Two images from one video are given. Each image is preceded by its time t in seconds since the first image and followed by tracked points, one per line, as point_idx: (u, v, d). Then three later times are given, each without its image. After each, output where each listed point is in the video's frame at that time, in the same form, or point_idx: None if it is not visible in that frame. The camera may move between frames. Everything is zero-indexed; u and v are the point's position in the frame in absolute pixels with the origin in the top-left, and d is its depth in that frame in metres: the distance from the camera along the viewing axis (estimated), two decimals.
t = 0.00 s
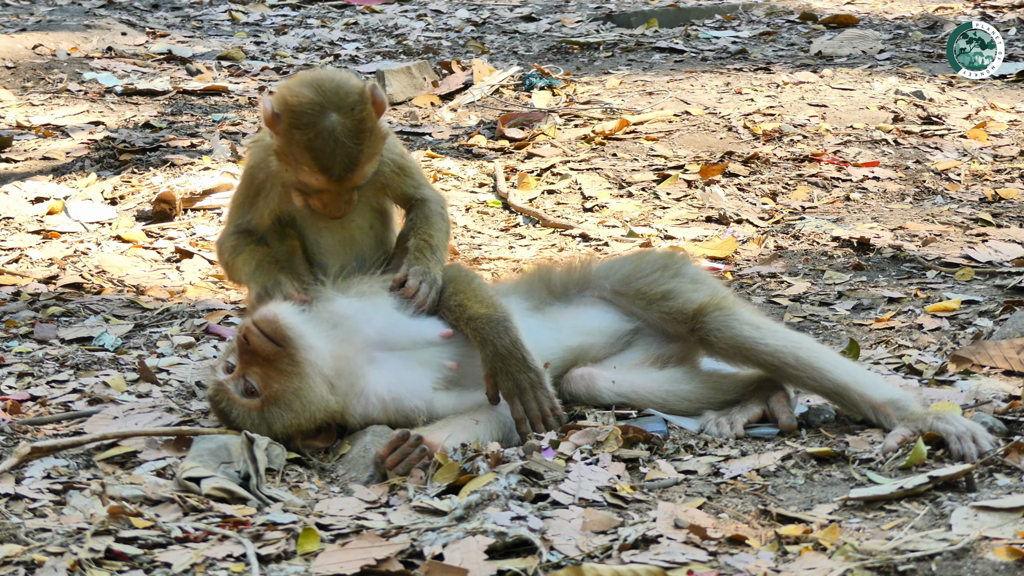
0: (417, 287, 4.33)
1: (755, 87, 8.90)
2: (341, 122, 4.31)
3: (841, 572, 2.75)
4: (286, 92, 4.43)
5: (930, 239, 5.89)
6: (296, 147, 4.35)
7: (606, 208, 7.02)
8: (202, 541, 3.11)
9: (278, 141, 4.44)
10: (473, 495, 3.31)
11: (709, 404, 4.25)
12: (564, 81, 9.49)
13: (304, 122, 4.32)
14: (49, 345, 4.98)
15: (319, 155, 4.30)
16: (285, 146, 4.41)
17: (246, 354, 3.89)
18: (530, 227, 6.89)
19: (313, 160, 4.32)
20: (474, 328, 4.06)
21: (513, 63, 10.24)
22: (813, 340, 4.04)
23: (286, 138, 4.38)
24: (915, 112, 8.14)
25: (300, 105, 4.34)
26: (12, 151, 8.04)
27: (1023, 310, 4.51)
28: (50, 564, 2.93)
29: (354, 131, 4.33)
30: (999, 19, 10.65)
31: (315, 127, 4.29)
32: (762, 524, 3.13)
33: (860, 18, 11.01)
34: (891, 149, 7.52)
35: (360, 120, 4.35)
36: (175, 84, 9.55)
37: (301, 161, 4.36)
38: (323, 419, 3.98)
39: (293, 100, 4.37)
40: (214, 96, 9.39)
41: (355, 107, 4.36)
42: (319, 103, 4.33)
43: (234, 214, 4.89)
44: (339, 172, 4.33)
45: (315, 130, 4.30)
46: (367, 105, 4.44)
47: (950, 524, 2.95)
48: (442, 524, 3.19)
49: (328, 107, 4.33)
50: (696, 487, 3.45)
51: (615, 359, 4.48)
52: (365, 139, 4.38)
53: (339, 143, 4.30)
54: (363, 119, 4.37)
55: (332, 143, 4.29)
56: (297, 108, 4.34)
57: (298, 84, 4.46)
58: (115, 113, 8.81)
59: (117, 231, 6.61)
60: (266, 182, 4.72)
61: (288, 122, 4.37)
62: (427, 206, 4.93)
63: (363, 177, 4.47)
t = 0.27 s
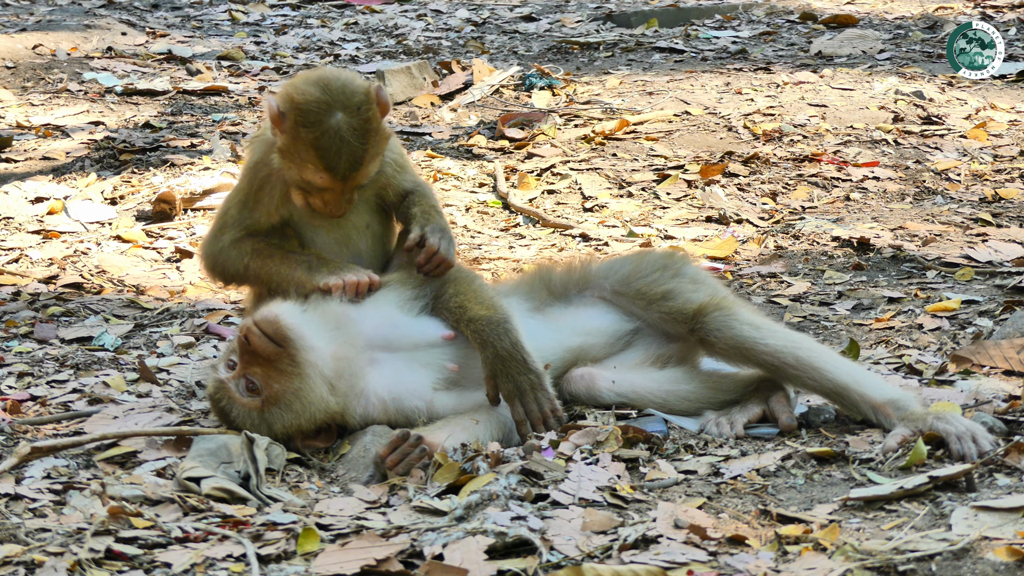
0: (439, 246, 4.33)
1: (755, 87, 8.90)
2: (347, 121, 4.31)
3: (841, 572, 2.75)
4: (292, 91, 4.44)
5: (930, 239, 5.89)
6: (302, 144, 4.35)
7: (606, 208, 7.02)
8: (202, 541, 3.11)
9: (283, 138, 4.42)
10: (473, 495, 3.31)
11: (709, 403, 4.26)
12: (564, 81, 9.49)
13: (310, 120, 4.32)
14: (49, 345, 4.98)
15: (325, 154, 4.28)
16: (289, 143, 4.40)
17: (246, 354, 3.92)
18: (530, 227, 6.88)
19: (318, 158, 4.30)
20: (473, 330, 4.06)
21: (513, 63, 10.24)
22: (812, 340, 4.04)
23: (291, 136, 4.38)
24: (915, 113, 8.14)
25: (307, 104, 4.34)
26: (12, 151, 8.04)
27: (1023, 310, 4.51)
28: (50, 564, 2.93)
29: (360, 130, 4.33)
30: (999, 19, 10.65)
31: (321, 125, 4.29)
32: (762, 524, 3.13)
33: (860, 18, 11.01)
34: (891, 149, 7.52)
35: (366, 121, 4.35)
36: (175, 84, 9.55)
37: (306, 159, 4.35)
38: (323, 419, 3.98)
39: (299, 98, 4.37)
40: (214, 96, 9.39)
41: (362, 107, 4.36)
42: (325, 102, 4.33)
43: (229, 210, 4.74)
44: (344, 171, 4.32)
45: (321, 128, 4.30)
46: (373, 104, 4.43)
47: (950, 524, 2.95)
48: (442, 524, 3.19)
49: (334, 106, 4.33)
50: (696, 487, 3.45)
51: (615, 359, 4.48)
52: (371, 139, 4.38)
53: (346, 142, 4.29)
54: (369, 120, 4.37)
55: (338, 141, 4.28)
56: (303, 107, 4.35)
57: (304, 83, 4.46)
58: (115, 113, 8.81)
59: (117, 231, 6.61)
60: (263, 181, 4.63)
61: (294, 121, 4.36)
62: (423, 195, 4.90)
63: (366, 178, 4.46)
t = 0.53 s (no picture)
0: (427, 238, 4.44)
1: (755, 87, 8.90)
2: (357, 117, 4.34)
3: (841, 572, 2.75)
4: (307, 83, 4.47)
5: (930, 239, 5.89)
6: (311, 136, 4.39)
7: (606, 208, 7.02)
8: (202, 541, 3.11)
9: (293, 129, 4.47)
10: (473, 495, 3.31)
11: (709, 404, 4.25)
12: (564, 81, 9.49)
13: (322, 113, 4.35)
14: (49, 345, 4.98)
15: (332, 147, 4.32)
16: (299, 134, 4.45)
17: (246, 354, 3.92)
18: (530, 227, 6.88)
19: (325, 151, 4.35)
20: (470, 328, 4.04)
21: (513, 63, 10.24)
22: (812, 340, 4.04)
23: (301, 126, 4.42)
24: (915, 113, 8.14)
25: (319, 96, 4.37)
26: (12, 151, 8.04)
27: (1023, 310, 4.51)
28: (50, 564, 2.93)
29: (370, 128, 4.35)
30: (999, 19, 10.65)
31: (331, 118, 4.32)
32: (762, 524, 3.13)
33: (860, 18, 11.01)
34: (891, 149, 7.52)
35: (377, 118, 4.38)
36: (175, 84, 9.55)
37: (313, 151, 4.39)
38: (323, 419, 3.98)
39: (313, 90, 4.41)
40: (214, 96, 9.39)
41: (374, 105, 4.38)
42: (339, 96, 4.36)
43: (236, 204, 4.88)
44: (349, 166, 4.35)
45: (331, 122, 4.33)
46: (385, 104, 4.46)
47: (950, 524, 2.95)
48: (442, 524, 3.19)
49: (346, 102, 4.36)
50: (696, 487, 3.45)
51: (615, 359, 4.48)
52: (380, 136, 4.40)
53: (354, 137, 4.32)
54: (380, 117, 4.39)
55: (347, 135, 4.31)
56: (316, 99, 4.37)
57: (319, 77, 4.50)
58: (115, 113, 8.81)
59: (116, 231, 6.61)
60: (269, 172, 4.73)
61: (306, 112, 4.40)
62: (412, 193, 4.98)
63: (371, 176, 4.49)
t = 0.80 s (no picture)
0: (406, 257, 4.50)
1: (755, 87, 8.90)
2: (357, 119, 4.35)
3: (840, 572, 2.75)
4: (309, 84, 4.49)
5: (930, 239, 5.89)
6: (310, 136, 4.40)
7: (606, 208, 7.02)
8: (202, 541, 3.11)
9: (293, 130, 4.49)
10: (473, 495, 3.31)
11: (709, 404, 4.25)
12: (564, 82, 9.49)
13: (322, 114, 4.36)
14: (49, 345, 4.98)
15: (331, 149, 4.33)
16: (299, 135, 4.46)
17: (247, 353, 3.91)
18: (530, 227, 6.88)
19: (324, 152, 4.35)
20: (470, 328, 4.04)
21: (513, 63, 10.24)
22: (812, 340, 4.04)
23: (301, 127, 4.44)
24: (915, 112, 8.14)
25: (321, 97, 4.39)
26: (12, 151, 8.04)
27: (1023, 310, 4.52)
28: (50, 564, 2.93)
29: (370, 130, 4.36)
30: (999, 19, 10.65)
31: (332, 120, 4.33)
32: (762, 524, 3.13)
33: (860, 18, 11.01)
34: (891, 149, 7.52)
35: (377, 122, 4.38)
36: (175, 84, 9.55)
37: (313, 152, 4.40)
38: (323, 419, 3.97)
39: (314, 91, 4.42)
40: (214, 96, 9.39)
41: (375, 108, 4.39)
42: (340, 97, 4.38)
43: (236, 204, 4.93)
44: (347, 168, 4.34)
45: (332, 123, 4.35)
46: (386, 108, 4.47)
47: (950, 524, 2.95)
48: (442, 524, 3.19)
49: (347, 104, 4.37)
50: (696, 488, 3.45)
51: (615, 359, 4.48)
52: (380, 140, 4.41)
53: (353, 140, 4.33)
54: (380, 121, 4.40)
55: (346, 137, 4.32)
56: (317, 100, 4.39)
57: (321, 79, 4.52)
58: (115, 113, 8.81)
59: (117, 231, 6.61)
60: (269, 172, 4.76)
61: (306, 113, 4.41)
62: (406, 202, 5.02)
63: (370, 179, 4.49)
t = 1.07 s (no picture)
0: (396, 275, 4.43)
1: (755, 87, 8.90)
2: (355, 118, 4.35)
3: (841, 572, 2.75)
4: (306, 82, 4.49)
5: (930, 239, 5.89)
6: (308, 135, 4.40)
7: (606, 208, 7.02)
8: (202, 541, 3.11)
9: (291, 128, 4.49)
10: (473, 495, 3.31)
11: (709, 403, 4.25)
12: (564, 82, 9.50)
13: (320, 113, 4.36)
14: (49, 345, 4.98)
15: (329, 147, 4.33)
16: (297, 133, 4.46)
17: (248, 353, 3.89)
18: (530, 227, 6.88)
19: (322, 150, 4.35)
20: (470, 329, 4.05)
21: (513, 63, 10.24)
22: (812, 340, 4.04)
23: (299, 126, 4.44)
24: (915, 113, 8.14)
25: (319, 95, 4.39)
26: (12, 151, 8.04)
27: (1023, 310, 4.52)
28: (50, 564, 2.93)
29: (368, 128, 4.36)
30: (999, 19, 10.65)
31: (330, 118, 4.33)
32: (762, 524, 3.13)
33: (860, 18, 11.01)
34: (891, 149, 7.52)
35: (375, 120, 4.38)
36: (175, 84, 9.55)
37: (311, 151, 4.40)
38: (324, 420, 3.97)
39: (312, 89, 4.42)
40: (214, 96, 9.39)
41: (373, 106, 4.39)
42: (338, 96, 4.38)
43: (236, 204, 4.93)
44: (345, 166, 4.35)
45: (329, 122, 4.35)
46: (384, 107, 4.47)
47: (950, 524, 2.95)
48: (442, 524, 3.19)
49: (345, 103, 4.38)
50: (696, 487, 3.45)
51: (616, 359, 4.48)
52: (378, 138, 4.41)
53: (351, 138, 4.33)
54: (378, 119, 4.40)
55: (345, 136, 4.32)
56: (315, 98, 4.39)
57: (318, 77, 4.52)
58: (115, 113, 8.81)
59: (117, 231, 6.61)
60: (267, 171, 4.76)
61: (304, 111, 4.41)
62: (405, 203, 5.02)
63: (368, 178, 4.49)
